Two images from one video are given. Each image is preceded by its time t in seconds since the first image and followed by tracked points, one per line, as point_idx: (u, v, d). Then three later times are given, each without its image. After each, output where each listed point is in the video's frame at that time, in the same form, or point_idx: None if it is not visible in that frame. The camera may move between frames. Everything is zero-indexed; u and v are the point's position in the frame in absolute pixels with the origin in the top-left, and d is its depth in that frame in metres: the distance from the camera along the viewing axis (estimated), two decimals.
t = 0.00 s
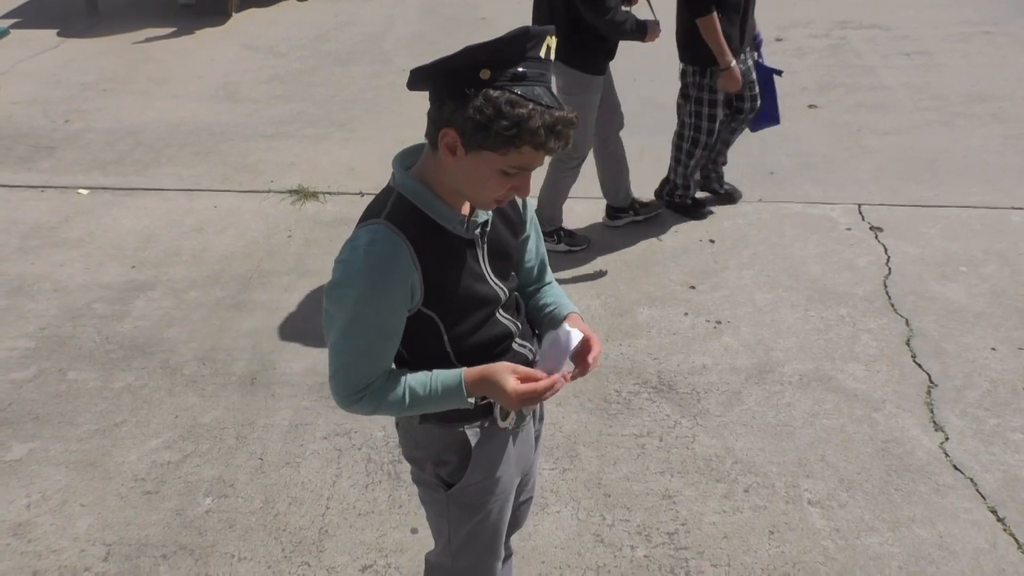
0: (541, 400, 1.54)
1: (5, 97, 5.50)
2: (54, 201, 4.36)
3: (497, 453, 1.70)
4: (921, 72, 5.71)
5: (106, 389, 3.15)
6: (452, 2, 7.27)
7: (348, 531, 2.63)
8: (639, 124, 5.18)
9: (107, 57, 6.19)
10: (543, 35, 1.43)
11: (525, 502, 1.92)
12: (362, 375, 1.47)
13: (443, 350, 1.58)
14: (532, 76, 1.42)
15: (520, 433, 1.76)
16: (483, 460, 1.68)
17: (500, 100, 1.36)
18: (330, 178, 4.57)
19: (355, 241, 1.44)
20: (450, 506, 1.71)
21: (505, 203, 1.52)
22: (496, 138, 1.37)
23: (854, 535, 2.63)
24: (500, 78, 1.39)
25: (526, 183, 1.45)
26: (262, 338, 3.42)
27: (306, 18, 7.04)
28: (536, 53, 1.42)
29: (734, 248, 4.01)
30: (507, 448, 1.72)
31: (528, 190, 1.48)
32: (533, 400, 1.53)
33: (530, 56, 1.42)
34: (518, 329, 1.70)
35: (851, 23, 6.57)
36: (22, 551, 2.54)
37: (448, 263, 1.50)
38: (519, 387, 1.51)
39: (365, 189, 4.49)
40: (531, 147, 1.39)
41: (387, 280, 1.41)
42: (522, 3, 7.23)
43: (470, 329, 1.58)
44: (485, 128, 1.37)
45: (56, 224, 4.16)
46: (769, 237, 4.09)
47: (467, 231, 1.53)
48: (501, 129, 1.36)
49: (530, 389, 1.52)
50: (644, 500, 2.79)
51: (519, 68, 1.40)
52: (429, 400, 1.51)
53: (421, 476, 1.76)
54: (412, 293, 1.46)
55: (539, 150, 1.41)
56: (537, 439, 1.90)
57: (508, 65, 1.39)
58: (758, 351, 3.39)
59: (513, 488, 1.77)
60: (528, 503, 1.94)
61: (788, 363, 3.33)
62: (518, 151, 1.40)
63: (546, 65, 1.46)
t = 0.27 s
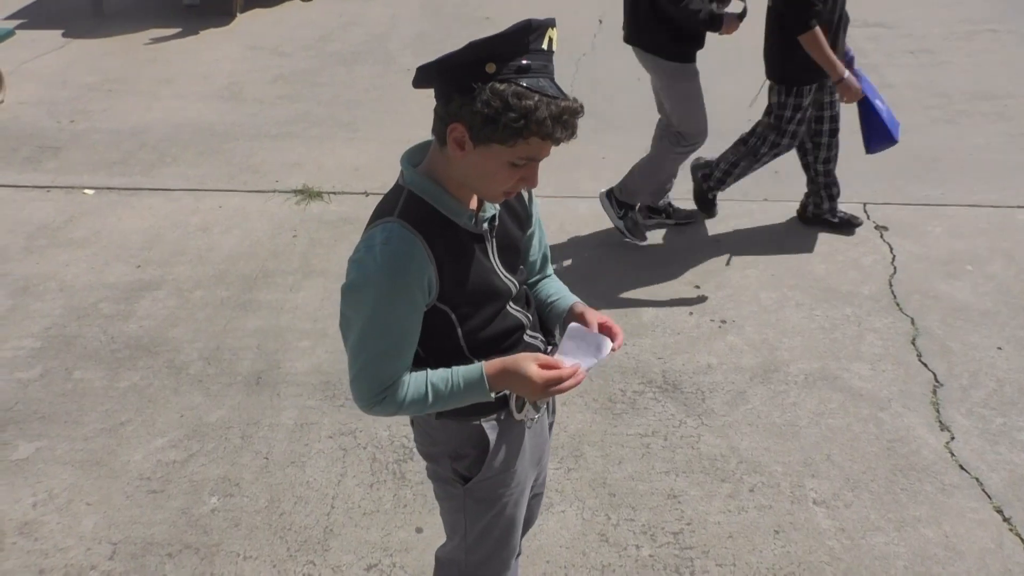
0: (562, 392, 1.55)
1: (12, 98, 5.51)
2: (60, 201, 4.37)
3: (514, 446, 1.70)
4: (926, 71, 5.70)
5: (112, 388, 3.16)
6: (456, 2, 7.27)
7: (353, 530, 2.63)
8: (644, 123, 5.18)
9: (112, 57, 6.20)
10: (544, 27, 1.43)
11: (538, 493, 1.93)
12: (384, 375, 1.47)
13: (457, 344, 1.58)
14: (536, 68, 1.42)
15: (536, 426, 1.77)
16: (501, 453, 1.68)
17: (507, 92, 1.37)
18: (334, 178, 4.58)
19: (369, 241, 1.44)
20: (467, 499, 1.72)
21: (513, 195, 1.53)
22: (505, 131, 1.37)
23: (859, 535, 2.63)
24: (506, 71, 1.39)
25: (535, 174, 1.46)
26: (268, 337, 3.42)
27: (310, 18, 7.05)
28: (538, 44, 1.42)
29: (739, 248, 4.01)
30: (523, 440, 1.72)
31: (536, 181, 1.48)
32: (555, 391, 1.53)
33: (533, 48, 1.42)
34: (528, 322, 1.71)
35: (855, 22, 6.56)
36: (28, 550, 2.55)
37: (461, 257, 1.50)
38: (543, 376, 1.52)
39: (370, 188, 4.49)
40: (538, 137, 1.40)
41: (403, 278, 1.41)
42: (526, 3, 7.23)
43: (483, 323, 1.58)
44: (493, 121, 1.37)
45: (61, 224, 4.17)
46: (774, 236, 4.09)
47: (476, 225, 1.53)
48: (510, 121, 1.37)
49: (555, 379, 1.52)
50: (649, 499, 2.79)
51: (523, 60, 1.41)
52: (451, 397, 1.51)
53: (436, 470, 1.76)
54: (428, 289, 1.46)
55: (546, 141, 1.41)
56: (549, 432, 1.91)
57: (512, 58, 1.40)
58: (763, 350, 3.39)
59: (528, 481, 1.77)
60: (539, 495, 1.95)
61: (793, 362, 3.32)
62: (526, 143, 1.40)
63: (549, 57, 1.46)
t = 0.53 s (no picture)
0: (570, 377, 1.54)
1: (18, 96, 5.53)
2: (66, 199, 4.38)
3: (518, 441, 1.70)
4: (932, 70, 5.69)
5: (117, 385, 3.17)
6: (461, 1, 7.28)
7: (357, 529, 2.63)
8: (649, 122, 5.18)
9: (118, 56, 6.22)
10: (547, 23, 1.44)
11: (541, 484, 1.92)
12: (385, 370, 1.47)
13: (461, 339, 1.58)
14: (540, 63, 1.42)
15: (539, 420, 1.76)
16: (506, 449, 1.68)
17: (512, 88, 1.37)
18: (339, 177, 4.58)
19: (375, 235, 1.44)
20: (471, 494, 1.72)
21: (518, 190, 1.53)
22: (510, 125, 1.37)
23: (863, 535, 2.62)
24: (510, 67, 1.39)
25: (540, 169, 1.46)
26: (273, 335, 3.43)
27: (315, 17, 7.06)
28: (542, 40, 1.43)
29: (744, 247, 4.01)
30: (527, 436, 1.72)
31: (541, 175, 1.49)
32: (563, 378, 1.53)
33: (537, 44, 1.42)
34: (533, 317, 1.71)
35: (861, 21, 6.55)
36: (33, 546, 2.56)
37: (465, 252, 1.51)
38: (551, 366, 1.52)
39: (375, 187, 4.50)
40: (543, 132, 1.40)
41: (408, 276, 1.41)
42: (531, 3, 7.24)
43: (487, 318, 1.59)
44: (499, 117, 1.37)
45: (67, 222, 4.18)
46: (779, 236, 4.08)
47: (481, 220, 1.53)
48: (515, 116, 1.37)
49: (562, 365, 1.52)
50: (653, 498, 2.79)
51: (527, 56, 1.41)
52: (451, 398, 1.52)
53: (440, 464, 1.76)
54: (432, 284, 1.46)
55: (550, 135, 1.41)
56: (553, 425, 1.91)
57: (516, 54, 1.40)
58: (767, 350, 3.38)
59: (532, 476, 1.78)
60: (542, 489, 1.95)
61: (798, 361, 3.32)
62: (531, 138, 1.40)
63: (552, 51, 1.46)
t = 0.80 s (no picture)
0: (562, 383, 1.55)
1: (22, 94, 5.54)
2: (69, 197, 4.39)
3: (512, 442, 1.70)
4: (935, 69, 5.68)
5: (120, 383, 3.18)
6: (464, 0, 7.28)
7: (359, 527, 2.64)
8: (651, 121, 5.18)
9: (121, 54, 6.23)
10: (551, 21, 1.44)
11: (536, 485, 1.92)
12: (386, 366, 1.48)
13: (459, 336, 1.58)
14: (541, 61, 1.43)
15: (535, 422, 1.76)
16: (499, 449, 1.68)
17: (512, 84, 1.37)
18: (342, 175, 4.59)
19: (375, 229, 1.44)
20: (464, 493, 1.72)
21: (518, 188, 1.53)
22: (509, 122, 1.37)
23: (865, 534, 2.62)
24: (511, 64, 1.39)
25: (540, 167, 1.46)
26: (275, 333, 3.44)
27: (318, 15, 7.07)
28: (545, 38, 1.43)
29: (745, 246, 4.01)
30: (522, 435, 1.72)
31: (541, 173, 1.49)
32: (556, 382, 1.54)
33: (539, 42, 1.43)
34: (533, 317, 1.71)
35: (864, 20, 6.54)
36: (37, 543, 2.57)
37: (464, 249, 1.51)
38: (545, 367, 1.52)
39: (377, 185, 4.50)
40: (542, 130, 1.40)
41: (409, 272, 1.41)
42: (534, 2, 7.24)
43: (485, 316, 1.59)
44: (498, 113, 1.37)
45: (71, 220, 4.19)
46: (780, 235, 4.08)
47: (481, 217, 1.53)
48: (514, 113, 1.37)
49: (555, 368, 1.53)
50: (655, 497, 2.79)
51: (529, 54, 1.41)
52: (451, 394, 1.53)
53: (435, 462, 1.76)
54: (431, 280, 1.46)
55: (550, 133, 1.41)
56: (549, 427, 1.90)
57: (519, 51, 1.40)
58: (769, 349, 3.38)
59: (526, 476, 1.77)
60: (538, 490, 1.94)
61: (800, 360, 3.32)
62: (530, 135, 1.40)
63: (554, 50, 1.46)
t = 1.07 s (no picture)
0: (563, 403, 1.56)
1: (26, 95, 5.56)
2: (73, 198, 4.40)
3: (513, 443, 1.69)
4: (939, 72, 5.67)
5: (124, 383, 3.19)
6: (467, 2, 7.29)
7: (362, 528, 2.64)
8: (654, 123, 5.17)
9: (125, 56, 6.25)
10: (551, 26, 1.43)
11: (538, 487, 1.92)
12: (391, 367, 1.48)
13: (462, 337, 1.58)
14: (541, 66, 1.42)
15: (536, 424, 1.76)
16: (499, 451, 1.68)
17: (509, 88, 1.36)
18: (345, 177, 4.59)
19: (378, 230, 1.45)
20: (465, 495, 1.72)
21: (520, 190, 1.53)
22: (504, 126, 1.37)
23: (868, 537, 2.62)
24: (510, 67, 1.39)
25: (539, 171, 1.46)
26: (278, 334, 3.44)
27: (321, 17, 7.08)
28: (544, 43, 1.42)
29: (749, 248, 4.00)
30: (523, 438, 1.72)
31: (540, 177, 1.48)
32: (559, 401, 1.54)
33: (539, 46, 1.42)
34: (536, 319, 1.71)
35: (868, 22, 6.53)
36: (40, 543, 2.57)
37: (467, 249, 1.51)
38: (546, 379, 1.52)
39: (381, 187, 4.50)
40: (539, 134, 1.39)
41: (411, 271, 1.41)
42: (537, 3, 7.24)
43: (488, 316, 1.59)
44: (494, 116, 1.37)
45: (75, 221, 4.20)
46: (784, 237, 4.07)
47: (483, 219, 1.53)
48: (510, 117, 1.36)
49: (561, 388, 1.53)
50: (658, 499, 2.79)
51: (528, 58, 1.40)
52: (456, 396, 1.52)
53: (436, 464, 1.76)
54: (435, 280, 1.46)
55: (547, 137, 1.41)
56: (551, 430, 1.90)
57: (517, 55, 1.39)
58: (772, 351, 3.38)
59: (528, 478, 1.77)
60: (540, 493, 1.94)
61: (803, 363, 3.31)
62: (527, 139, 1.40)
63: (555, 55, 1.46)
